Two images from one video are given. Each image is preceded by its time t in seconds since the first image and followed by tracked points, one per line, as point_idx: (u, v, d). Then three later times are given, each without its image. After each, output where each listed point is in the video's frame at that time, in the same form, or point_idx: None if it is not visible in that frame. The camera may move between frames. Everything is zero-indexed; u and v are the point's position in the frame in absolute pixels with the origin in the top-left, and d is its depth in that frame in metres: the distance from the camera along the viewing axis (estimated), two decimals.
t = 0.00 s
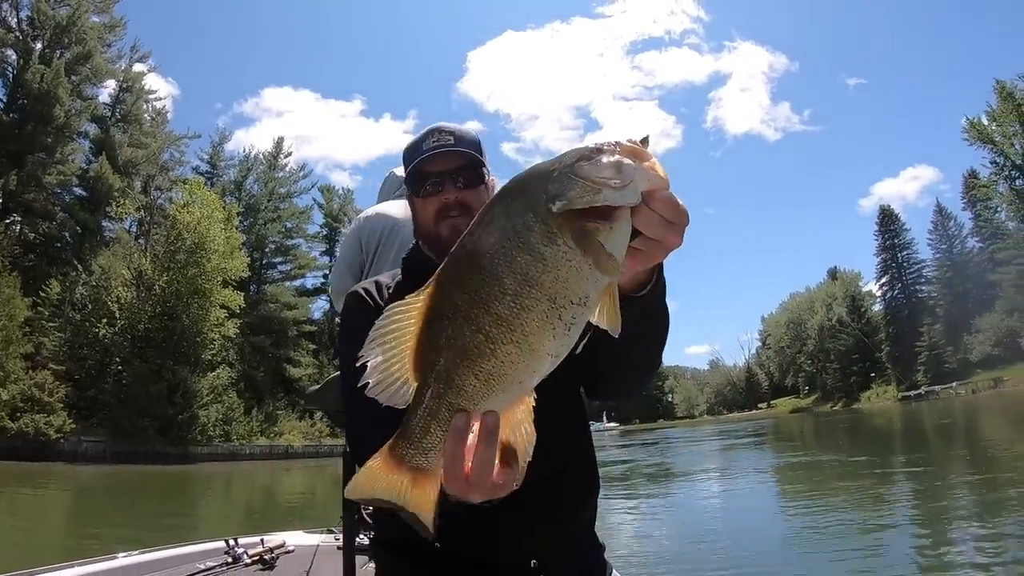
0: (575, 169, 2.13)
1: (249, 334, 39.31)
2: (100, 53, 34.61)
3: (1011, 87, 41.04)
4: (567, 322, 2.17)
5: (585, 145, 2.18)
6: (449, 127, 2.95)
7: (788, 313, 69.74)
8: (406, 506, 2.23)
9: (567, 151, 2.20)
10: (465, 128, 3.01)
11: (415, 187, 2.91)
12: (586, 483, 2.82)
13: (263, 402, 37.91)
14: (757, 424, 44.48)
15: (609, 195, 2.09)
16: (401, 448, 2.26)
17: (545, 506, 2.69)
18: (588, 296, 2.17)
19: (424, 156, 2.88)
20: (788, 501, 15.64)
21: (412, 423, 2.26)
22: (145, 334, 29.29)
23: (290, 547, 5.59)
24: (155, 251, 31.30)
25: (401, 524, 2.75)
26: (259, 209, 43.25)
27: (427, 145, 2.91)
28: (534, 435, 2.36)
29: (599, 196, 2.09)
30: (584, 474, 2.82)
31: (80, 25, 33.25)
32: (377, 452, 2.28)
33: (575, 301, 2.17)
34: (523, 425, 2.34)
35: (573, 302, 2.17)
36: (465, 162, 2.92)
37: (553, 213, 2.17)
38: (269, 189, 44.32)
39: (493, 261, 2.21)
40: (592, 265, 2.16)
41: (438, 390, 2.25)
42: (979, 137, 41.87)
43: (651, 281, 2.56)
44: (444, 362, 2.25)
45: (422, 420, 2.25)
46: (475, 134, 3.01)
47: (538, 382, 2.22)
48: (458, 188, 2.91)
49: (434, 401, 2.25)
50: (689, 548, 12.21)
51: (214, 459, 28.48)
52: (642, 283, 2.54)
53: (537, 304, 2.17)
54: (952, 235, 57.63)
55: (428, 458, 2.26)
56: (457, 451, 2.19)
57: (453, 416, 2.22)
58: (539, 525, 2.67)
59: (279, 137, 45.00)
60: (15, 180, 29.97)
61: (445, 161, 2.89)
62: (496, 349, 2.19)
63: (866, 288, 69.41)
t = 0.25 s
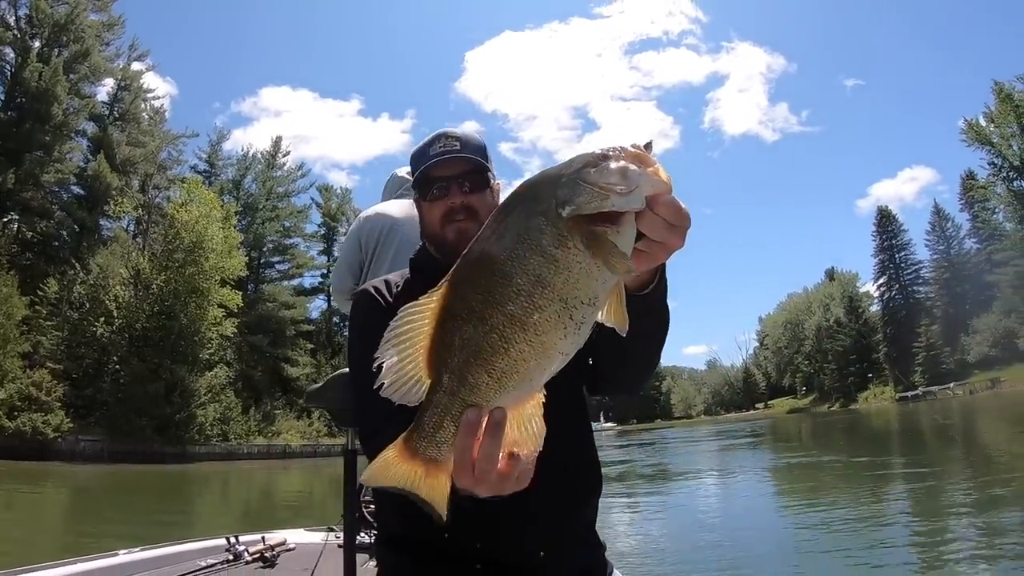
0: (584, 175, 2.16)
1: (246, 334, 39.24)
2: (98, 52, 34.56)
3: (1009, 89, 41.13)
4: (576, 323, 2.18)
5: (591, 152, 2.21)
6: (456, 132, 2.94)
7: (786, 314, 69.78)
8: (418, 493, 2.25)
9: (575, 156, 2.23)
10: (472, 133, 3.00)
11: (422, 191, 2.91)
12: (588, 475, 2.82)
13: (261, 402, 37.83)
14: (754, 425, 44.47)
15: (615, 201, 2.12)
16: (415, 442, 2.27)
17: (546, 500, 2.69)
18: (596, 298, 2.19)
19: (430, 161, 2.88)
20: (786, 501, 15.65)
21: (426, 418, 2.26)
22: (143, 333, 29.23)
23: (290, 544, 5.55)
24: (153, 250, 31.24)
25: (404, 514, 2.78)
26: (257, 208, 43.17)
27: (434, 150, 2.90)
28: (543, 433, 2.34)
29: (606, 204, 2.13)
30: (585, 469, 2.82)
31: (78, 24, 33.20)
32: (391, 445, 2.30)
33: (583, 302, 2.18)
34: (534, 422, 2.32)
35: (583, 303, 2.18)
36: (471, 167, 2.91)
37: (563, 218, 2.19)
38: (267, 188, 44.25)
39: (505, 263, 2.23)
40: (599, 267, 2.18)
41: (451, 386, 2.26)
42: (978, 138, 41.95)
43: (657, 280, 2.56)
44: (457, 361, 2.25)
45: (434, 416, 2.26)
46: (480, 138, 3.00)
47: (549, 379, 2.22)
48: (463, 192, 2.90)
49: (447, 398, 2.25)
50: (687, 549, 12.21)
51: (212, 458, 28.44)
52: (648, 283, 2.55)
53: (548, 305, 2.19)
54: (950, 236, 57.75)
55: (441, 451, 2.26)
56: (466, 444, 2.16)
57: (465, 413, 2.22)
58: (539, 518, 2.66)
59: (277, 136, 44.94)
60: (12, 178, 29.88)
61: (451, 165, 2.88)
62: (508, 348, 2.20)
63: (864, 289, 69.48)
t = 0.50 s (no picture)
0: (593, 169, 2.15)
1: (244, 334, 39.19)
2: (97, 51, 34.55)
3: (1008, 89, 41.20)
4: (588, 313, 2.18)
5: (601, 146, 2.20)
6: (462, 137, 2.94)
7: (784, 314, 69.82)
8: (432, 487, 2.24)
9: (586, 152, 2.22)
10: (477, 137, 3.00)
11: (428, 193, 2.91)
12: (588, 470, 2.82)
13: (259, 402, 37.76)
14: (753, 425, 44.47)
15: (626, 193, 2.11)
16: (427, 431, 2.27)
17: (549, 496, 2.69)
18: (607, 288, 2.19)
19: (436, 163, 2.87)
20: (784, 501, 15.68)
21: (440, 407, 2.27)
22: (141, 333, 29.19)
23: (291, 544, 5.55)
24: (151, 249, 31.19)
25: (405, 511, 2.76)
26: (255, 208, 43.12)
27: (439, 154, 2.90)
28: (557, 421, 2.37)
29: (617, 195, 2.12)
30: (587, 462, 2.83)
31: (77, 23, 33.17)
32: (405, 435, 2.31)
33: (595, 293, 2.18)
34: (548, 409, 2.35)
35: (595, 293, 2.18)
36: (477, 168, 2.90)
37: (575, 210, 2.19)
38: (265, 188, 44.21)
39: (518, 255, 2.22)
40: (610, 258, 2.18)
41: (465, 376, 2.26)
42: (976, 139, 42.05)
43: (664, 274, 2.55)
44: (472, 350, 2.26)
45: (449, 404, 2.26)
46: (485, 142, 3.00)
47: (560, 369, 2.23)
48: (469, 194, 2.90)
49: (461, 388, 2.26)
50: (685, 549, 12.23)
51: (210, 458, 28.41)
52: (654, 277, 2.54)
53: (561, 295, 2.18)
54: (948, 237, 57.89)
55: (454, 440, 2.26)
56: (480, 432, 2.16)
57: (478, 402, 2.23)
58: (534, 515, 2.64)
59: (276, 136, 44.91)
60: (10, 178, 29.82)
61: (457, 167, 2.88)
62: (522, 336, 2.21)
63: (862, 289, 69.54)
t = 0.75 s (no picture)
0: (592, 174, 2.13)
1: (243, 333, 39.16)
2: (95, 50, 34.54)
3: (1006, 90, 41.26)
4: (577, 320, 2.17)
5: (602, 153, 2.17)
6: (469, 137, 2.93)
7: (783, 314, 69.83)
8: (415, 483, 2.23)
9: (587, 157, 2.19)
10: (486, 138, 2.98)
11: (434, 192, 2.89)
12: (587, 469, 2.80)
13: (258, 401, 37.70)
14: (751, 425, 44.45)
15: (624, 202, 2.09)
16: (416, 427, 2.25)
17: (546, 498, 2.67)
18: (600, 296, 2.18)
19: (444, 163, 2.86)
20: (781, 501, 15.70)
21: (428, 404, 2.26)
22: (139, 333, 29.13)
23: (293, 545, 5.57)
24: (150, 248, 31.14)
25: (406, 510, 2.78)
26: (254, 208, 43.05)
27: (448, 153, 2.89)
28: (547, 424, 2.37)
29: (615, 202, 2.10)
30: (586, 464, 2.80)
31: (76, 22, 33.13)
32: (392, 429, 2.29)
33: (587, 301, 2.17)
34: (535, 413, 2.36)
35: (587, 300, 2.17)
36: (485, 168, 2.89)
37: (571, 217, 2.17)
38: (264, 188, 44.18)
39: (511, 258, 2.22)
40: (603, 266, 2.16)
41: (456, 377, 2.25)
42: (974, 139, 42.11)
43: (665, 283, 2.52)
44: (462, 350, 2.25)
45: (437, 401, 2.26)
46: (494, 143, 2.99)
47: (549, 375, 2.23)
48: (476, 194, 2.89)
49: (449, 387, 2.25)
50: (682, 549, 12.24)
51: (209, 458, 28.39)
52: (655, 285, 2.51)
53: (552, 300, 2.18)
54: (946, 237, 57.94)
55: (440, 437, 2.26)
56: (465, 432, 2.17)
57: (465, 402, 2.24)
58: (525, 516, 2.64)
59: (274, 136, 44.86)
60: (8, 177, 29.77)
61: (466, 167, 2.87)
62: (512, 341, 2.21)
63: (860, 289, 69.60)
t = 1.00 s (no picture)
0: (597, 178, 2.15)
1: (242, 333, 39.14)
2: (94, 49, 34.55)
3: (1006, 91, 41.30)
4: (578, 325, 2.17)
5: (609, 157, 2.19)
6: (473, 139, 2.96)
7: (782, 315, 69.88)
8: (411, 482, 2.22)
9: (592, 161, 2.21)
10: (489, 141, 3.01)
11: (439, 195, 2.93)
12: (589, 469, 2.79)
13: (256, 401, 37.64)
14: (749, 425, 44.45)
15: (629, 205, 2.11)
16: (412, 424, 2.24)
17: (547, 501, 2.66)
18: (603, 301, 2.17)
19: (448, 166, 2.89)
20: (781, 502, 15.70)
21: (426, 404, 2.25)
22: (138, 332, 29.06)
23: (294, 545, 5.56)
24: (149, 248, 31.09)
25: (405, 507, 2.77)
26: (253, 207, 43.01)
27: (451, 155, 2.92)
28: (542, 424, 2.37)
29: (620, 207, 2.12)
30: (587, 466, 2.79)
31: (75, 21, 33.10)
32: (390, 427, 2.27)
33: (590, 305, 2.17)
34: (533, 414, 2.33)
35: (589, 305, 2.16)
36: (488, 172, 2.92)
37: (575, 220, 2.18)
38: (263, 187, 44.16)
39: (514, 260, 2.21)
40: (608, 271, 2.16)
41: (455, 376, 2.24)
42: (973, 140, 42.16)
43: (668, 287, 2.52)
44: (461, 351, 2.24)
45: (435, 401, 2.24)
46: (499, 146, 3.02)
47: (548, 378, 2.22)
48: (480, 197, 2.92)
49: (447, 388, 2.24)
50: (681, 549, 12.25)
51: (208, 457, 28.36)
52: (657, 290, 2.50)
53: (554, 303, 2.17)
54: (944, 238, 58.04)
55: (436, 437, 2.24)
56: (463, 433, 2.16)
57: (463, 404, 2.22)
58: (525, 520, 2.63)
59: (273, 136, 44.84)
60: (7, 176, 29.71)
61: (469, 171, 2.89)
62: (511, 344, 2.20)
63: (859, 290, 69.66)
